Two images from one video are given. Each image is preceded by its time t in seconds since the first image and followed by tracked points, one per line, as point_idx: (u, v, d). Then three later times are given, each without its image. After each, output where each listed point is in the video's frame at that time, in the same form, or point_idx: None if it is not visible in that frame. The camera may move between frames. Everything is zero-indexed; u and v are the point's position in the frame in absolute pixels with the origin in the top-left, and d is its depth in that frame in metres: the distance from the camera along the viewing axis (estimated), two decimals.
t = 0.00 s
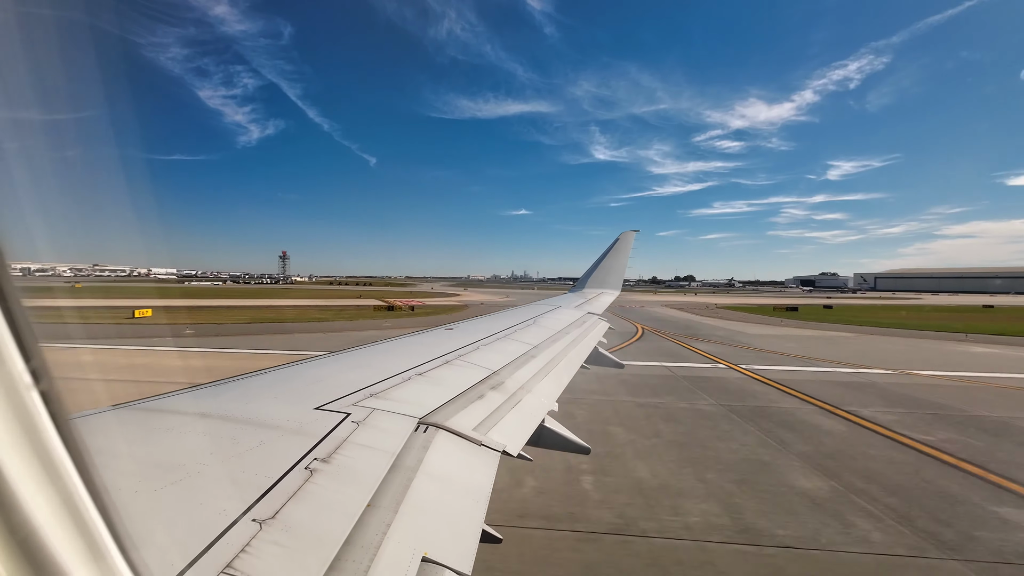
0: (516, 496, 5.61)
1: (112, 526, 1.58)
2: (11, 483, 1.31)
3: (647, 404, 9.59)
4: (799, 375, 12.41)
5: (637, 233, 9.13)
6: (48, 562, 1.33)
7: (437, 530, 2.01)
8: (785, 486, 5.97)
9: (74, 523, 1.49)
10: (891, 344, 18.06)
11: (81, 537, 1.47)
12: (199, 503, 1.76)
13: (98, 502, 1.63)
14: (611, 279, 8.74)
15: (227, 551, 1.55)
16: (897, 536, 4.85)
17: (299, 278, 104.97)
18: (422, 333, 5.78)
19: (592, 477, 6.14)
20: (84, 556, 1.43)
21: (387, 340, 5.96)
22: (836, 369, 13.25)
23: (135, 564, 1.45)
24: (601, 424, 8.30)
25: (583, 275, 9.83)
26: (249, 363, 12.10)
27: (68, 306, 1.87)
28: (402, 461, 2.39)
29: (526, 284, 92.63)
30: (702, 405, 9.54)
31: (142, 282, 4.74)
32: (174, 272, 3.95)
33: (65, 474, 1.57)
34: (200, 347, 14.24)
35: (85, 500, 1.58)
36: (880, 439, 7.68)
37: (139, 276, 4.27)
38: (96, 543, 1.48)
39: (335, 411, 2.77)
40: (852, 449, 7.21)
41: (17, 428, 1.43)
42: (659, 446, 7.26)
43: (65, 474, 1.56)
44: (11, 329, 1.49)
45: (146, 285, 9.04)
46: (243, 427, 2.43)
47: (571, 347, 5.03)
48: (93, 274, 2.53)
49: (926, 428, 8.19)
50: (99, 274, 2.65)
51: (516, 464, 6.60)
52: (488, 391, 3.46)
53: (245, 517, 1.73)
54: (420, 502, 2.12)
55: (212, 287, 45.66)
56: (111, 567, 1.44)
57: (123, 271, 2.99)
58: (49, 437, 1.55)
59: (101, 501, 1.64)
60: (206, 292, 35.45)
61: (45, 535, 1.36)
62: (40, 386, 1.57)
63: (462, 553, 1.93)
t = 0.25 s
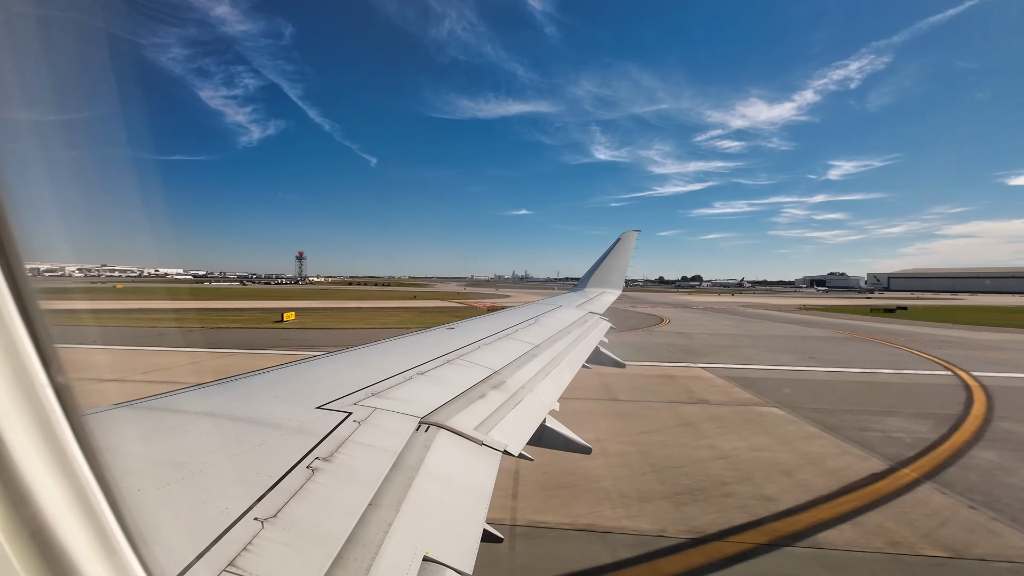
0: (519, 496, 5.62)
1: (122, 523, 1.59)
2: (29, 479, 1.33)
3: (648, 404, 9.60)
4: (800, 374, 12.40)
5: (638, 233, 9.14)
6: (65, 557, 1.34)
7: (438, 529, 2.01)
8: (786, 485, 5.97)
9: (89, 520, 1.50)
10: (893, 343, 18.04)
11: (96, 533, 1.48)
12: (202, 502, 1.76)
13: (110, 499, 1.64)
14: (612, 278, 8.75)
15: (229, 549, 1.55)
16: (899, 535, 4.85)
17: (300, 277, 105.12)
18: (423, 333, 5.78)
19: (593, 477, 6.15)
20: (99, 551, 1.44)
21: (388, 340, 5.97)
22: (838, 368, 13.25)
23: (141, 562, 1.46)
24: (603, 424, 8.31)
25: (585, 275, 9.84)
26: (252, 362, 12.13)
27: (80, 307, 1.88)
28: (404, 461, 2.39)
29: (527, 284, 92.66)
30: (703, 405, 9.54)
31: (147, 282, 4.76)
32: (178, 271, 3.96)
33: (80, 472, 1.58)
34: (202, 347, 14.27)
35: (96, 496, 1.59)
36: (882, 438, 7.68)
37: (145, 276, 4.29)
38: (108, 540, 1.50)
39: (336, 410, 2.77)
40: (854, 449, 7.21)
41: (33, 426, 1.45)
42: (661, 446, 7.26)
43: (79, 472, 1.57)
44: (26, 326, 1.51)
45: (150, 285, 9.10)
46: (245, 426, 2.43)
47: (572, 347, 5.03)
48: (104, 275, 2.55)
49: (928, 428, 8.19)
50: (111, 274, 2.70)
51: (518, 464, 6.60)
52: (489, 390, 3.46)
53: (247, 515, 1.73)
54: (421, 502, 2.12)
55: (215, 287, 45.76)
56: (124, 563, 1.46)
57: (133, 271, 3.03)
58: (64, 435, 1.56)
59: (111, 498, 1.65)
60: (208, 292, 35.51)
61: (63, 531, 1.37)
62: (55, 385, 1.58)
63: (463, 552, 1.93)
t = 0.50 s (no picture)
0: (519, 499, 5.63)
1: (114, 524, 1.58)
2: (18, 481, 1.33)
3: (649, 405, 9.61)
4: (801, 375, 12.41)
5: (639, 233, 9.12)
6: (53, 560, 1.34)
7: (439, 531, 2.00)
8: (786, 487, 5.98)
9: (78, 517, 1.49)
10: (893, 343, 18.07)
11: (87, 535, 1.48)
12: (202, 502, 1.76)
13: (101, 500, 1.64)
14: (614, 279, 8.74)
15: (230, 550, 1.54)
16: (899, 539, 4.85)
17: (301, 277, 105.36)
18: (424, 334, 5.78)
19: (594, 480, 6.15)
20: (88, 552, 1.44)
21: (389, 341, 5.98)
22: (839, 369, 13.25)
23: (138, 563, 1.45)
24: (603, 425, 8.33)
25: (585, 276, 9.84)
26: (254, 363, 12.16)
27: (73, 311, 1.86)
28: (405, 462, 2.39)
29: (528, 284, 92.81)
30: (704, 406, 9.55)
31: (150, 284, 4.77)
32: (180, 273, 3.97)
33: (71, 473, 1.57)
34: (205, 348, 14.31)
35: (87, 496, 1.59)
36: (882, 440, 7.69)
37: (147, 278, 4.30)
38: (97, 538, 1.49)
39: (337, 411, 2.77)
40: (855, 450, 7.22)
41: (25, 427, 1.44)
42: (662, 448, 7.28)
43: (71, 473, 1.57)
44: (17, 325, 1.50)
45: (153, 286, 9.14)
46: (246, 427, 2.42)
47: (573, 348, 5.03)
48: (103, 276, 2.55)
49: (929, 429, 8.20)
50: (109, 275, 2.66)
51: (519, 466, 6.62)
52: (490, 391, 3.45)
53: (248, 516, 1.73)
54: (422, 503, 2.11)
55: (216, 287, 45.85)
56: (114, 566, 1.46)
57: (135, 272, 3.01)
58: (57, 436, 1.56)
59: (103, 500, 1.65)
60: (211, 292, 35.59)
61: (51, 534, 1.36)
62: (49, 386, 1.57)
63: (464, 553, 1.93)
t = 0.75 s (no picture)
0: (520, 499, 5.63)
1: (109, 526, 1.57)
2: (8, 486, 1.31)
3: (650, 404, 9.60)
4: (802, 374, 12.41)
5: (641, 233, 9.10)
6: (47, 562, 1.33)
7: (441, 531, 2.00)
8: (787, 487, 5.98)
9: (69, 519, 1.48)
10: (895, 343, 18.07)
11: (80, 539, 1.47)
12: (203, 503, 1.76)
13: (92, 500, 1.62)
14: (616, 279, 8.73)
15: (231, 551, 1.54)
16: (902, 538, 4.84)
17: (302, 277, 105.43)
18: (425, 334, 5.78)
19: (595, 479, 6.14)
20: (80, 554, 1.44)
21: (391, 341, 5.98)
22: (840, 368, 13.25)
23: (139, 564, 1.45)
24: (605, 425, 8.33)
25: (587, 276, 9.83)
26: (255, 363, 12.16)
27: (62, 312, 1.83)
28: (406, 462, 2.39)
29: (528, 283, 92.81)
30: (706, 405, 9.54)
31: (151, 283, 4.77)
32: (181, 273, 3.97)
33: (63, 476, 1.56)
34: (206, 348, 14.32)
35: (78, 498, 1.58)
36: (885, 439, 7.68)
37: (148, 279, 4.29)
38: (90, 540, 1.49)
39: (339, 411, 2.77)
40: (857, 450, 7.21)
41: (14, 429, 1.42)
42: (663, 447, 7.27)
43: (62, 475, 1.55)
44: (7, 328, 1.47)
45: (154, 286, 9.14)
46: (248, 428, 2.43)
47: (575, 349, 5.03)
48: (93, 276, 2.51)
49: (930, 429, 8.19)
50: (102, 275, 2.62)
51: (520, 466, 6.62)
52: (492, 392, 3.45)
53: (250, 517, 1.73)
54: (424, 503, 2.11)
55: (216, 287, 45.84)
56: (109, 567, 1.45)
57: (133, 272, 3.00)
58: (47, 438, 1.54)
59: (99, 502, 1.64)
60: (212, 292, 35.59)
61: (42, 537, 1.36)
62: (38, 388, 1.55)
63: (466, 554, 1.93)
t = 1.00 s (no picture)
0: (523, 495, 5.64)
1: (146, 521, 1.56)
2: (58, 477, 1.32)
3: (651, 405, 9.61)
4: (804, 374, 12.41)
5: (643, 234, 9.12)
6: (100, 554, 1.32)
7: (443, 531, 2.00)
8: (790, 485, 5.98)
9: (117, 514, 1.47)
10: (896, 343, 18.06)
11: (123, 527, 1.46)
12: (208, 503, 1.76)
13: (132, 492, 1.62)
14: (617, 280, 8.74)
15: (235, 550, 1.55)
16: (905, 535, 4.86)
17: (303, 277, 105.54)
18: (428, 334, 5.80)
19: (598, 477, 6.15)
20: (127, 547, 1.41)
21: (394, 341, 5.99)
22: (842, 368, 13.25)
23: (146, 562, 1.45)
24: (607, 424, 8.34)
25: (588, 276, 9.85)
26: (257, 363, 12.19)
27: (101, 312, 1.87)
28: (409, 462, 2.39)
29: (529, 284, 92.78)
30: (707, 405, 9.56)
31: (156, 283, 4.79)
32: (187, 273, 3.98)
33: (108, 471, 1.56)
34: (208, 347, 14.36)
35: (122, 494, 1.57)
36: (886, 438, 7.68)
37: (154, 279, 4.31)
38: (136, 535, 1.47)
39: (342, 411, 2.78)
40: (858, 449, 7.22)
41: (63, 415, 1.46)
42: (665, 446, 7.28)
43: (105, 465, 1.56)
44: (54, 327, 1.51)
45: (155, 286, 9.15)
46: (252, 428, 2.43)
47: (578, 349, 5.04)
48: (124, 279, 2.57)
49: (930, 428, 8.20)
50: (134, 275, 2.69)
51: (523, 465, 6.63)
52: (494, 392, 3.46)
53: (254, 516, 1.73)
54: (426, 503, 2.11)
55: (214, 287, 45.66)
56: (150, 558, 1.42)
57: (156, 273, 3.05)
58: (92, 435, 1.55)
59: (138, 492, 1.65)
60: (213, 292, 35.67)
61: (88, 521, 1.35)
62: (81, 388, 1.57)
63: (468, 554, 1.92)
